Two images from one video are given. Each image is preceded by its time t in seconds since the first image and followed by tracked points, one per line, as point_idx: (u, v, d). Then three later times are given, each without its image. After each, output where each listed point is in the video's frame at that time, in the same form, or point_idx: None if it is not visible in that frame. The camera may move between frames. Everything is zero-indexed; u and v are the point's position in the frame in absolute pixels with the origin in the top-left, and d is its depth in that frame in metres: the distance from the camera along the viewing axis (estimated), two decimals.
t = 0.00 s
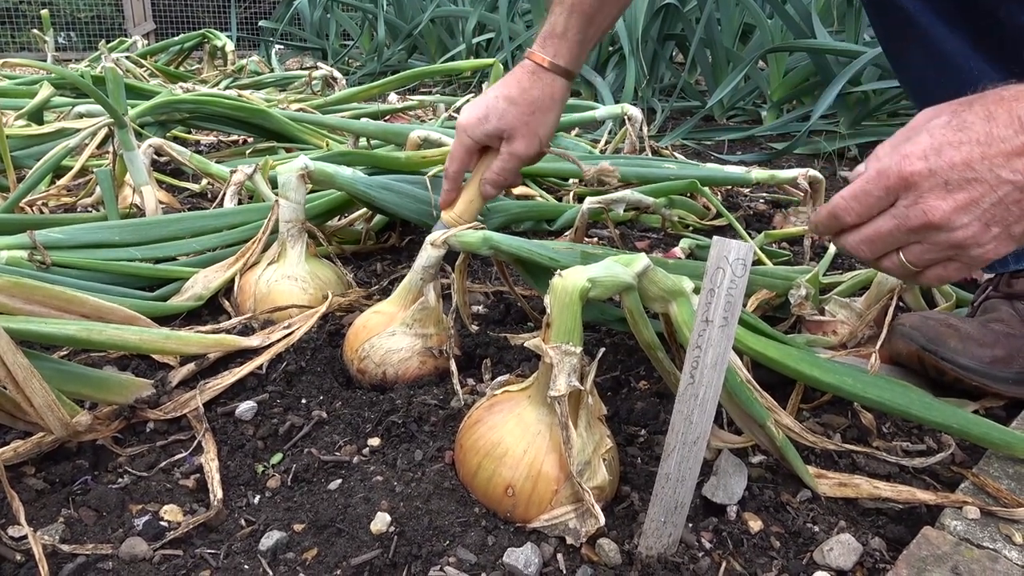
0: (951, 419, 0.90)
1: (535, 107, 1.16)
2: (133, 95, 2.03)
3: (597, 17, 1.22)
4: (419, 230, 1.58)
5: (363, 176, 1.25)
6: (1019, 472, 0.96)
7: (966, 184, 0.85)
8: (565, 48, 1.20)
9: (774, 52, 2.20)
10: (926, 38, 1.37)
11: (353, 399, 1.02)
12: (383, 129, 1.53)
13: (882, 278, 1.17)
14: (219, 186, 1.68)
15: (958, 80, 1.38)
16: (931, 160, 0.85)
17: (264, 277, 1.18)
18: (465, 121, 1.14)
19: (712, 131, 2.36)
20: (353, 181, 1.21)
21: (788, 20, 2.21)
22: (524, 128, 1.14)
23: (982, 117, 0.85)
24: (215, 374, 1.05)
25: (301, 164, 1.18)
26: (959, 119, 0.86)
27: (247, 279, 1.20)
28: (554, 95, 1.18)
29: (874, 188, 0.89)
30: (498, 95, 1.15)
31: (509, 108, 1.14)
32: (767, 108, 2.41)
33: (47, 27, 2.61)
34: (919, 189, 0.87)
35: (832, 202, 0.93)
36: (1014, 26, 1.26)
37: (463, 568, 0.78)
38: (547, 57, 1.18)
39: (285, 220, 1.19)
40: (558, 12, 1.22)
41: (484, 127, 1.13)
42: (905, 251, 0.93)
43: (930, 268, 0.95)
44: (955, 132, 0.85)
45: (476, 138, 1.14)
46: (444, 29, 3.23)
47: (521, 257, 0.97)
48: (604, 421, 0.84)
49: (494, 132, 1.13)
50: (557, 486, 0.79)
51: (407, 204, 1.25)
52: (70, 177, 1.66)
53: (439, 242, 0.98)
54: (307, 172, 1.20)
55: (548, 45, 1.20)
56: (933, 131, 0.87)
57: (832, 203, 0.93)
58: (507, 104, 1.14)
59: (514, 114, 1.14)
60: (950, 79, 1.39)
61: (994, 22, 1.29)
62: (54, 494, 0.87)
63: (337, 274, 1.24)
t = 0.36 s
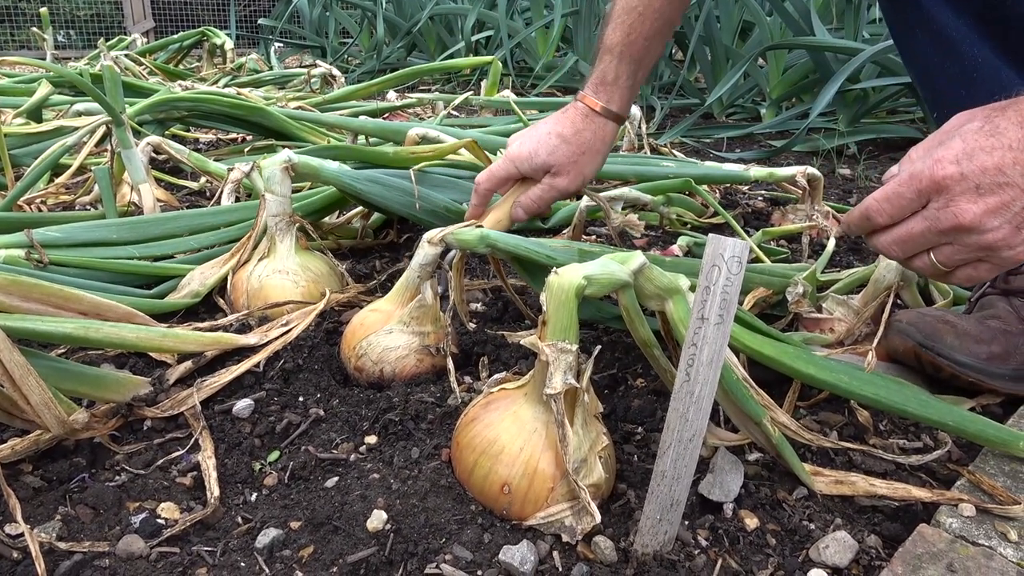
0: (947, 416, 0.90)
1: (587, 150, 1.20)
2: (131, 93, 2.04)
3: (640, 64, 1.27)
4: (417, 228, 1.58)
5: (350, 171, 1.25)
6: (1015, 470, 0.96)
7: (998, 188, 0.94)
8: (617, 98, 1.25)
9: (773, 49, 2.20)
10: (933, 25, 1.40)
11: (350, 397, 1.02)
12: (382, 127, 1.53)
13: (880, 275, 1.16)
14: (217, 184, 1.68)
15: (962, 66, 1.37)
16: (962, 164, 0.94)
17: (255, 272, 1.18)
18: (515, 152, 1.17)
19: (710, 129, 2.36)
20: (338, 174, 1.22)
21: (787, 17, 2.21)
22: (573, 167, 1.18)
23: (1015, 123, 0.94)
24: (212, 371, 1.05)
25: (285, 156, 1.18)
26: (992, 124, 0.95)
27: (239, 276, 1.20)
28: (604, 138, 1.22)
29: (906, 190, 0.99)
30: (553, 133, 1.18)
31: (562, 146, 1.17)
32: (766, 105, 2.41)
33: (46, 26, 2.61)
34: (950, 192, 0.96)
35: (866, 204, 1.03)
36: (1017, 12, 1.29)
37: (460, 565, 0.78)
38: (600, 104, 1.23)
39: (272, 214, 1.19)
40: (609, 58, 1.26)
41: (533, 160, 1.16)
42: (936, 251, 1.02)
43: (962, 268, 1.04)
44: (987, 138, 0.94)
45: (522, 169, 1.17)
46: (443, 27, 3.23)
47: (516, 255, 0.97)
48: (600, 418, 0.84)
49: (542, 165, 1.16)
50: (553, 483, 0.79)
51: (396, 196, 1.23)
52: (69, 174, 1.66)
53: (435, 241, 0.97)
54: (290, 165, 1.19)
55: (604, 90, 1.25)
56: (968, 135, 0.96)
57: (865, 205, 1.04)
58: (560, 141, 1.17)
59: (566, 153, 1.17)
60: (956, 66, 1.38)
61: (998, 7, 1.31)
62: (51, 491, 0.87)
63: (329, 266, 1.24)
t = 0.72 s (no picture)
0: (951, 416, 0.90)
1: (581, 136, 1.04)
2: (132, 93, 2.03)
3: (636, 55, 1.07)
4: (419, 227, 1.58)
5: (351, 171, 1.25)
6: (1019, 469, 0.96)
7: None
8: (609, 79, 1.05)
9: (775, 47, 2.20)
10: (939, 23, 1.40)
11: (353, 397, 1.02)
12: (383, 126, 1.53)
13: (883, 274, 1.16)
14: (218, 184, 1.68)
15: (967, 64, 1.37)
16: (1006, 165, 0.96)
17: (258, 273, 1.18)
18: (507, 139, 1.05)
19: (712, 127, 2.35)
20: (339, 174, 1.22)
21: (788, 16, 2.20)
22: (565, 154, 1.04)
23: None
24: (216, 372, 1.05)
25: (284, 156, 1.19)
26: None
27: (242, 276, 1.20)
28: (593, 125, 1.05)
29: (947, 191, 1.01)
30: (546, 121, 1.04)
31: (555, 130, 1.04)
32: (767, 104, 2.41)
33: (47, 26, 2.62)
34: (993, 193, 0.97)
35: (903, 207, 1.05)
36: None
37: (464, 566, 0.78)
38: (592, 86, 1.04)
39: (274, 214, 1.19)
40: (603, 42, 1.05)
41: (525, 147, 1.04)
42: (975, 254, 1.03)
43: (1001, 271, 1.05)
44: None
45: (515, 158, 1.05)
46: (444, 26, 3.23)
47: (519, 255, 0.97)
48: (604, 418, 0.84)
49: (535, 154, 1.04)
50: (557, 484, 0.79)
51: (395, 197, 1.23)
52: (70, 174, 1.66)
53: (438, 240, 0.97)
54: (290, 165, 1.20)
55: (602, 73, 1.05)
56: (1011, 137, 0.98)
57: (902, 207, 1.05)
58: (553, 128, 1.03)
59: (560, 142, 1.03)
60: (961, 65, 1.39)
61: (1003, 6, 1.34)
62: (55, 492, 0.87)
63: (331, 267, 1.24)
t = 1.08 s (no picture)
0: (954, 417, 0.91)
1: (565, 164, 1.17)
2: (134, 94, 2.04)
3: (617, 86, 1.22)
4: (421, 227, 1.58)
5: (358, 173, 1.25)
6: (1022, 470, 0.96)
7: None
8: (594, 110, 1.21)
9: (776, 48, 2.20)
10: (933, 35, 1.41)
11: (357, 398, 1.02)
12: (385, 127, 1.53)
13: (885, 275, 1.16)
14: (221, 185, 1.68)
15: (963, 75, 1.37)
16: (989, 178, 0.96)
17: (263, 273, 1.18)
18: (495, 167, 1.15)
19: (714, 127, 2.35)
20: (347, 175, 1.22)
21: (790, 16, 2.21)
22: (549, 182, 1.15)
23: None
24: (220, 373, 1.06)
25: (294, 158, 1.18)
26: (1013, 137, 0.98)
27: (246, 276, 1.20)
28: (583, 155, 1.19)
29: (929, 205, 1.00)
30: (522, 162, 1.15)
31: (539, 159, 1.15)
32: (769, 104, 2.41)
33: (49, 27, 2.62)
34: (977, 206, 0.97)
35: (886, 221, 1.04)
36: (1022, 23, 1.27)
37: (469, 567, 0.78)
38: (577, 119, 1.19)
39: (282, 215, 1.19)
40: (587, 76, 1.23)
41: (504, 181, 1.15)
42: (960, 268, 1.04)
43: (987, 282, 1.05)
44: (1011, 150, 0.97)
45: (501, 183, 1.15)
46: (445, 26, 3.23)
47: (522, 256, 0.97)
48: (608, 419, 0.84)
49: (520, 180, 1.15)
50: (562, 485, 0.79)
51: (403, 198, 1.25)
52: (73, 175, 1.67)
53: (442, 241, 0.97)
54: (299, 166, 1.19)
55: (587, 105, 1.21)
56: (990, 149, 0.98)
57: (886, 222, 1.03)
58: (537, 158, 1.15)
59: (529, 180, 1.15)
60: (957, 75, 1.38)
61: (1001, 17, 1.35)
62: (61, 494, 0.88)
63: (336, 269, 1.24)
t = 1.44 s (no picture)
0: (956, 418, 0.91)
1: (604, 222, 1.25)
2: (134, 95, 2.04)
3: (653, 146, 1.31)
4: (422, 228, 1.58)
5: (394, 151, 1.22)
6: None
7: (1009, 214, 0.96)
8: (635, 175, 1.28)
9: (776, 47, 2.20)
10: (925, 35, 1.41)
11: (359, 400, 1.03)
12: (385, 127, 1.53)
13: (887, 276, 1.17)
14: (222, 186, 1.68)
15: (954, 72, 1.38)
16: (972, 193, 0.96)
17: (281, 231, 1.19)
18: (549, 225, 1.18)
19: (714, 127, 2.35)
20: (384, 152, 1.19)
21: (790, 15, 2.21)
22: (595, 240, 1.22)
23: (1020, 150, 0.96)
24: (222, 375, 1.06)
25: (339, 124, 1.17)
26: (997, 151, 0.98)
27: (260, 232, 1.21)
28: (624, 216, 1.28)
29: (914, 218, 1.00)
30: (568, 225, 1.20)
31: (585, 219, 1.23)
32: (769, 103, 2.40)
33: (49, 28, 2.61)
34: (961, 219, 0.97)
35: (875, 233, 1.04)
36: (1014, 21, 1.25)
37: (471, 569, 0.78)
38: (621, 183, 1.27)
39: (313, 178, 1.19)
40: (623, 141, 1.31)
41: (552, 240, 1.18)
42: (947, 277, 1.04)
43: (974, 291, 1.06)
44: (994, 165, 0.97)
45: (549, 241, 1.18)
46: (445, 26, 3.23)
47: (523, 258, 0.97)
48: (610, 420, 0.84)
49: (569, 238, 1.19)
50: (564, 487, 0.79)
51: (435, 181, 1.22)
52: (74, 177, 1.67)
53: (444, 243, 0.97)
54: (342, 133, 1.18)
55: (626, 169, 1.28)
56: (975, 163, 0.98)
57: (875, 233, 1.04)
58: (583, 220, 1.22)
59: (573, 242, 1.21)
60: (951, 73, 1.39)
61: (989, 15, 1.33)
62: (64, 496, 0.88)
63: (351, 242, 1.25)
